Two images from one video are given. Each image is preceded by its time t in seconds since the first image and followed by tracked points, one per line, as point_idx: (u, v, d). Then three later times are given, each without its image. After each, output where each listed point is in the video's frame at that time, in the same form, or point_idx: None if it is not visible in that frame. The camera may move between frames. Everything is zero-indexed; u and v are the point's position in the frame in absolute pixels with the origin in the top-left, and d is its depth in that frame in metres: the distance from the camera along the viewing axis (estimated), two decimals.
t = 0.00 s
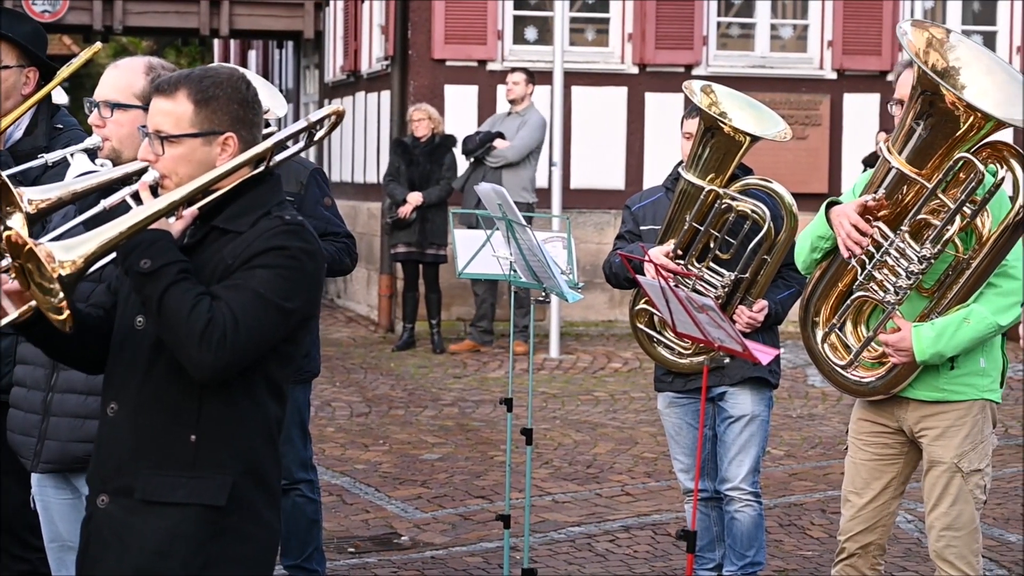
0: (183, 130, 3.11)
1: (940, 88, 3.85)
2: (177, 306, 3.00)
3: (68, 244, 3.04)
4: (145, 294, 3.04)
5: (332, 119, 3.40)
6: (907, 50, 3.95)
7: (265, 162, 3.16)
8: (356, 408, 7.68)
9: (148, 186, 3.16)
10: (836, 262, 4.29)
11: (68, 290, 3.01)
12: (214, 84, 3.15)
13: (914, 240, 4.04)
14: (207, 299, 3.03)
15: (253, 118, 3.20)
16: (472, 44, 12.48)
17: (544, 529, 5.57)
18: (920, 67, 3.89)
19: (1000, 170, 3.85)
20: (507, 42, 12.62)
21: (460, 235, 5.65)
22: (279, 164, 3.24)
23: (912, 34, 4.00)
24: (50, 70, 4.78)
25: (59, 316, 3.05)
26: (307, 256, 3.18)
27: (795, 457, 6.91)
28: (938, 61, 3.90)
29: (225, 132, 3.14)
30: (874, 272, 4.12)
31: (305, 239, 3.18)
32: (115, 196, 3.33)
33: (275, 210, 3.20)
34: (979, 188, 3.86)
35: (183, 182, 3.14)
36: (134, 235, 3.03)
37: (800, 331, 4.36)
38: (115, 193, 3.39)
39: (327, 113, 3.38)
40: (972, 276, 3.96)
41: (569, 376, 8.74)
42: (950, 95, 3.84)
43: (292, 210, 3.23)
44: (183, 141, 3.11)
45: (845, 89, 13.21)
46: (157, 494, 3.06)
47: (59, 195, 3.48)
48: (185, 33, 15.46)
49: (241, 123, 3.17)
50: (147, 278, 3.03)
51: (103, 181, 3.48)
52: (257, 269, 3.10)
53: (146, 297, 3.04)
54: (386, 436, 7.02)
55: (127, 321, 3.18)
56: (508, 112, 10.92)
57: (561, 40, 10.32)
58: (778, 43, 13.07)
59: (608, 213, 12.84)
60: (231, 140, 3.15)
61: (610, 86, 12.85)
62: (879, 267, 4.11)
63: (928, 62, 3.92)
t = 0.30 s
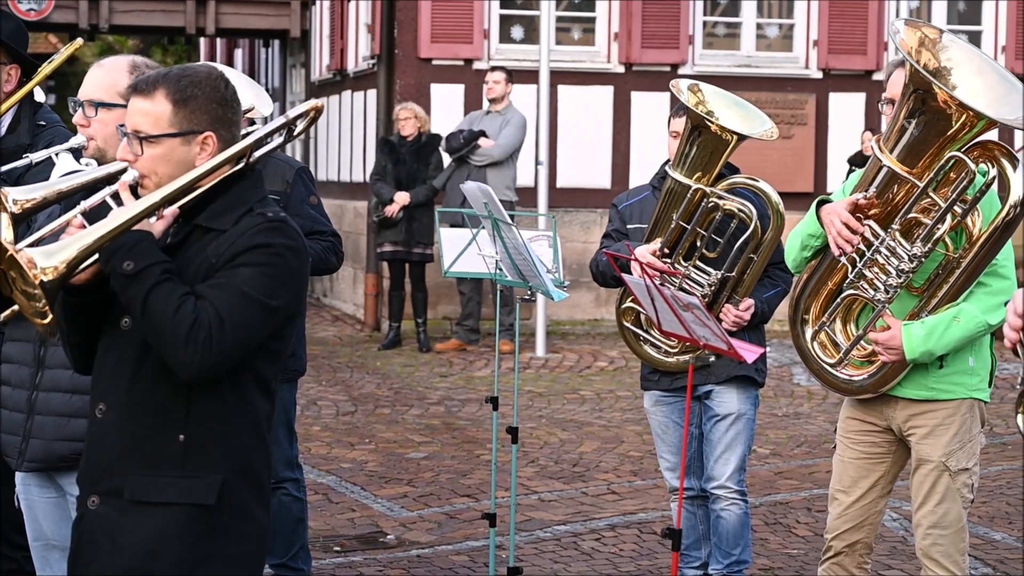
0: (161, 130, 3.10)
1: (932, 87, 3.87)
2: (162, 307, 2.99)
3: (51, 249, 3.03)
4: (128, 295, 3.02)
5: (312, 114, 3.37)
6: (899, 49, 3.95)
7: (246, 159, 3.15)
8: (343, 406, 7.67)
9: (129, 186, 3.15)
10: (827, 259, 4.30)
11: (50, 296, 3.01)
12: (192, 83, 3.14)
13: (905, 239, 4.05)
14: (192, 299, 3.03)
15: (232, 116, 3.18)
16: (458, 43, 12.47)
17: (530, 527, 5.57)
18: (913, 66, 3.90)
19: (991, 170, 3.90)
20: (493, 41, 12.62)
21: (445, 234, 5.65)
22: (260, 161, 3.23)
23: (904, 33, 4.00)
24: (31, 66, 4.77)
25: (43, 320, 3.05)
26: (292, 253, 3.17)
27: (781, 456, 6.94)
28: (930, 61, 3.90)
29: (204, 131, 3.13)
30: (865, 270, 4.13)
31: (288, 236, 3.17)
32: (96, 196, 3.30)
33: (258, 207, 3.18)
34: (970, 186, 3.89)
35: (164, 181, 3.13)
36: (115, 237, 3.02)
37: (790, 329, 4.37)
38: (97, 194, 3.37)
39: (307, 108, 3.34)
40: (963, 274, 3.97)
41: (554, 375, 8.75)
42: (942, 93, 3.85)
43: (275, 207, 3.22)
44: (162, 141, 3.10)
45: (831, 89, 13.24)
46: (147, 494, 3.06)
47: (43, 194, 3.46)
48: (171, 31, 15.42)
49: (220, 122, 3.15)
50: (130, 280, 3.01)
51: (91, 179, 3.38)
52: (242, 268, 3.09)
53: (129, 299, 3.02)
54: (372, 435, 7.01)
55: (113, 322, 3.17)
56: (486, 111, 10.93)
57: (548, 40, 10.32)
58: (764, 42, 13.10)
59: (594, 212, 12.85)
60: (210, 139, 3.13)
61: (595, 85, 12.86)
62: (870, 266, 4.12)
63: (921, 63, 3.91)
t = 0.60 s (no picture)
0: (152, 128, 3.09)
1: (923, 84, 3.88)
2: (155, 307, 2.99)
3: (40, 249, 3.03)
4: (121, 294, 3.03)
5: (304, 111, 3.35)
6: (891, 46, 3.98)
7: (238, 156, 3.15)
8: (330, 405, 7.67)
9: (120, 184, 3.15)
10: (817, 257, 4.31)
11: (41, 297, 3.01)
12: (183, 81, 3.13)
13: (895, 236, 4.05)
14: (185, 298, 3.03)
15: (224, 114, 3.18)
16: (445, 41, 12.47)
17: (517, 525, 5.58)
18: (904, 63, 3.91)
19: (981, 168, 3.88)
20: (479, 39, 12.62)
21: (432, 232, 5.64)
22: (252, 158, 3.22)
23: (896, 32, 4.01)
24: (16, 63, 4.76)
25: (34, 321, 3.05)
26: (285, 252, 3.16)
27: (768, 454, 6.95)
28: (921, 59, 3.92)
29: (196, 129, 3.12)
30: (854, 268, 4.13)
31: (281, 234, 3.16)
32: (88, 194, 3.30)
33: (251, 206, 3.18)
34: (960, 183, 3.88)
35: (156, 179, 3.13)
36: (107, 237, 3.02)
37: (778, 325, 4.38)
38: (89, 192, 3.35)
39: (299, 105, 3.34)
40: (953, 272, 3.97)
41: (541, 373, 8.75)
42: (933, 91, 3.86)
43: (268, 206, 3.21)
44: (153, 140, 3.10)
45: (817, 87, 13.27)
46: (140, 493, 3.05)
47: (27, 191, 3.34)
48: (157, 28, 15.38)
49: (212, 119, 3.15)
50: (122, 280, 3.02)
51: (74, 176, 3.37)
52: (235, 267, 3.08)
53: (123, 298, 3.03)
54: (359, 433, 7.01)
55: (106, 321, 3.16)
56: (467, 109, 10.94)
57: (534, 39, 10.33)
58: (751, 40, 13.12)
59: (580, 210, 12.86)
60: (202, 137, 3.13)
61: (581, 82, 12.86)
62: (858, 263, 4.12)
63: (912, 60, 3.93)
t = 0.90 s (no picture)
0: (150, 127, 3.08)
1: (907, 81, 3.89)
2: (151, 307, 2.98)
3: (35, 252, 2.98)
4: (118, 294, 3.01)
5: (303, 108, 3.32)
6: (875, 43, 3.97)
7: (236, 154, 3.12)
8: (314, 402, 7.66)
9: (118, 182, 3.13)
10: (800, 254, 4.31)
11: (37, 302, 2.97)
12: (181, 79, 3.12)
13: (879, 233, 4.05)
14: (182, 298, 3.01)
15: (223, 112, 3.17)
16: (429, 38, 12.46)
17: (501, 523, 5.58)
18: (887, 60, 3.91)
19: (965, 164, 3.89)
20: (464, 35, 12.58)
21: (416, 228, 5.64)
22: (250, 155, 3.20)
23: (880, 28, 4.02)
24: None
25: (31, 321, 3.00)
26: (284, 252, 3.15)
27: (752, 450, 6.97)
28: (905, 55, 3.92)
29: (194, 128, 3.11)
30: (837, 264, 4.12)
31: (280, 235, 3.15)
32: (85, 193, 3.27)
33: (250, 205, 3.16)
34: (945, 180, 3.89)
35: (154, 179, 3.11)
36: (105, 237, 3.00)
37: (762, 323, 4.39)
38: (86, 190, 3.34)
39: (298, 103, 3.30)
40: (936, 269, 3.98)
41: (526, 370, 8.75)
42: (916, 88, 3.87)
43: (267, 206, 3.20)
44: (151, 139, 3.08)
45: (801, 84, 13.29)
46: (134, 493, 3.04)
47: (14, 187, 3.27)
48: (141, 25, 15.35)
49: (211, 118, 3.13)
50: (119, 280, 3.00)
51: (58, 173, 3.34)
52: (233, 268, 3.07)
53: (120, 298, 3.01)
54: (344, 430, 7.00)
55: (102, 319, 3.15)
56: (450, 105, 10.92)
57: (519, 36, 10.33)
58: (735, 38, 13.14)
59: (565, 207, 12.86)
60: (201, 136, 3.11)
61: (565, 79, 12.87)
62: (842, 260, 4.11)
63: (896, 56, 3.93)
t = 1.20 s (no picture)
0: (149, 124, 3.06)
1: (884, 78, 3.89)
2: (143, 307, 2.97)
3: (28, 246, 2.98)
4: (109, 292, 3.00)
5: (302, 112, 3.23)
6: (853, 37, 4.02)
7: (235, 154, 3.09)
8: (296, 398, 7.64)
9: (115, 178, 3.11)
10: (777, 250, 4.29)
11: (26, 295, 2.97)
12: (182, 77, 3.11)
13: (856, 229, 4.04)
14: (174, 299, 3.00)
15: (223, 111, 3.15)
16: (411, 34, 12.45)
17: (483, 519, 5.58)
18: (865, 56, 3.93)
19: (942, 162, 3.91)
20: (446, 31, 12.58)
21: (397, 224, 5.61)
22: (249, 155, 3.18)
23: (858, 23, 4.07)
24: None
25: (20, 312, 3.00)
26: (278, 255, 3.14)
27: (735, 447, 6.98)
28: (883, 52, 3.96)
29: (193, 126, 3.10)
30: (814, 261, 4.11)
31: (275, 238, 3.14)
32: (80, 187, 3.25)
33: (247, 206, 3.15)
34: (921, 177, 3.89)
35: (152, 176, 3.10)
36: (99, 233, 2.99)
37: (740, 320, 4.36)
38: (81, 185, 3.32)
39: (299, 104, 3.22)
40: (912, 268, 3.99)
41: (508, 367, 8.74)
42: (894, 84, 3.87)
43: (265, 207, 3.18)
44: (150, 135, 3.07)
45: (784, 81, 13.30)
46: (121, 492, 3.03)
47: None
48: (122, 21, 15.30)
49: (210, 117, 3.12)
50: (111, 278, 2.99)
51: (40, 171, 3.33)
52: (227, 269, 3.06)
53: (110, 295, 3.00)
54: (326, 427, 6.99)
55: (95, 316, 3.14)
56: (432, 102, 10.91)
57: (501, 32, 10.33)
58: (718, 34, 13.15)
59: (547, 203, 12.85)
60: (199, 134, 3.10)
61: (548, 76, 12.87)
62: (820, 256, 4.10)
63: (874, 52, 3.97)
